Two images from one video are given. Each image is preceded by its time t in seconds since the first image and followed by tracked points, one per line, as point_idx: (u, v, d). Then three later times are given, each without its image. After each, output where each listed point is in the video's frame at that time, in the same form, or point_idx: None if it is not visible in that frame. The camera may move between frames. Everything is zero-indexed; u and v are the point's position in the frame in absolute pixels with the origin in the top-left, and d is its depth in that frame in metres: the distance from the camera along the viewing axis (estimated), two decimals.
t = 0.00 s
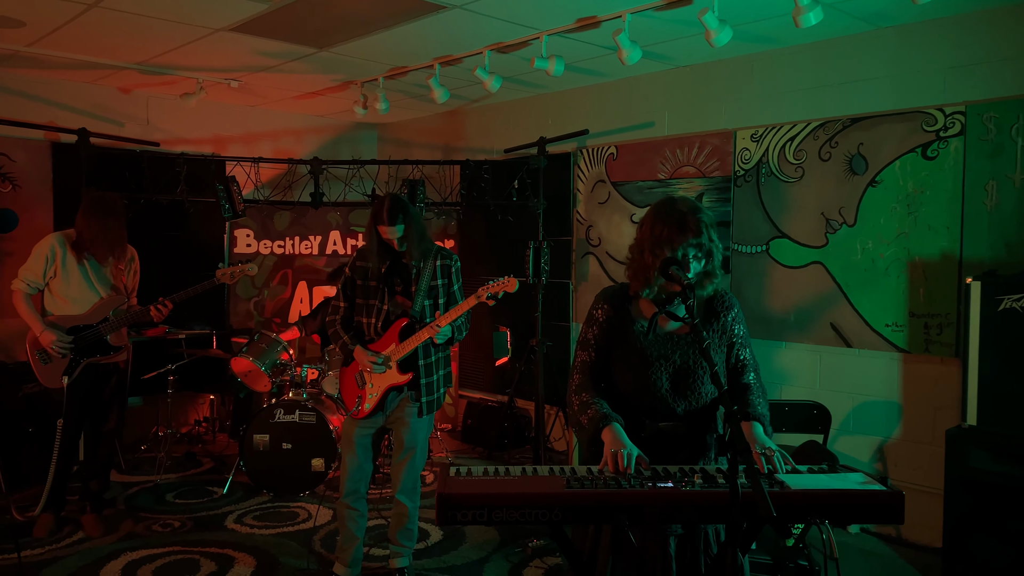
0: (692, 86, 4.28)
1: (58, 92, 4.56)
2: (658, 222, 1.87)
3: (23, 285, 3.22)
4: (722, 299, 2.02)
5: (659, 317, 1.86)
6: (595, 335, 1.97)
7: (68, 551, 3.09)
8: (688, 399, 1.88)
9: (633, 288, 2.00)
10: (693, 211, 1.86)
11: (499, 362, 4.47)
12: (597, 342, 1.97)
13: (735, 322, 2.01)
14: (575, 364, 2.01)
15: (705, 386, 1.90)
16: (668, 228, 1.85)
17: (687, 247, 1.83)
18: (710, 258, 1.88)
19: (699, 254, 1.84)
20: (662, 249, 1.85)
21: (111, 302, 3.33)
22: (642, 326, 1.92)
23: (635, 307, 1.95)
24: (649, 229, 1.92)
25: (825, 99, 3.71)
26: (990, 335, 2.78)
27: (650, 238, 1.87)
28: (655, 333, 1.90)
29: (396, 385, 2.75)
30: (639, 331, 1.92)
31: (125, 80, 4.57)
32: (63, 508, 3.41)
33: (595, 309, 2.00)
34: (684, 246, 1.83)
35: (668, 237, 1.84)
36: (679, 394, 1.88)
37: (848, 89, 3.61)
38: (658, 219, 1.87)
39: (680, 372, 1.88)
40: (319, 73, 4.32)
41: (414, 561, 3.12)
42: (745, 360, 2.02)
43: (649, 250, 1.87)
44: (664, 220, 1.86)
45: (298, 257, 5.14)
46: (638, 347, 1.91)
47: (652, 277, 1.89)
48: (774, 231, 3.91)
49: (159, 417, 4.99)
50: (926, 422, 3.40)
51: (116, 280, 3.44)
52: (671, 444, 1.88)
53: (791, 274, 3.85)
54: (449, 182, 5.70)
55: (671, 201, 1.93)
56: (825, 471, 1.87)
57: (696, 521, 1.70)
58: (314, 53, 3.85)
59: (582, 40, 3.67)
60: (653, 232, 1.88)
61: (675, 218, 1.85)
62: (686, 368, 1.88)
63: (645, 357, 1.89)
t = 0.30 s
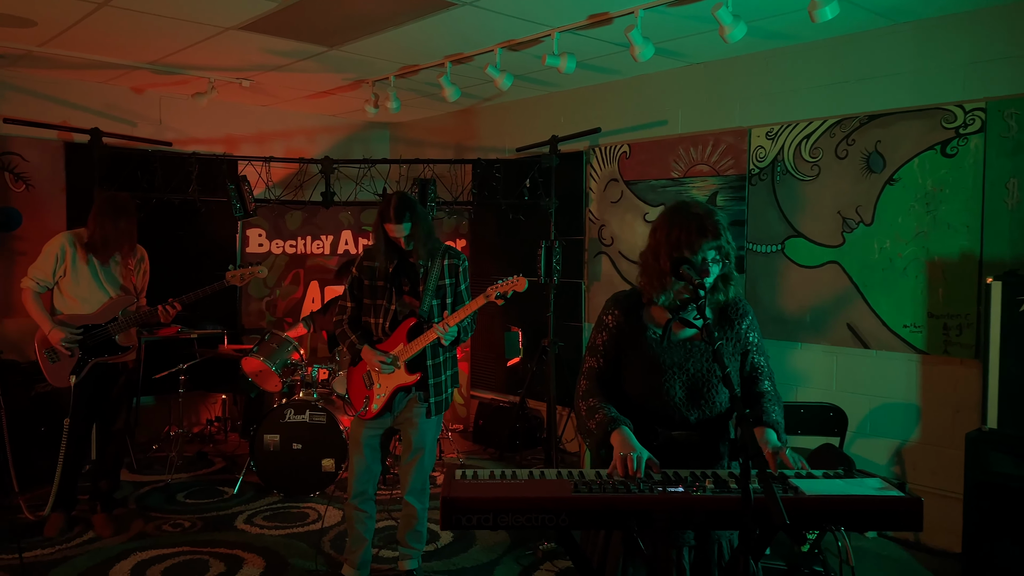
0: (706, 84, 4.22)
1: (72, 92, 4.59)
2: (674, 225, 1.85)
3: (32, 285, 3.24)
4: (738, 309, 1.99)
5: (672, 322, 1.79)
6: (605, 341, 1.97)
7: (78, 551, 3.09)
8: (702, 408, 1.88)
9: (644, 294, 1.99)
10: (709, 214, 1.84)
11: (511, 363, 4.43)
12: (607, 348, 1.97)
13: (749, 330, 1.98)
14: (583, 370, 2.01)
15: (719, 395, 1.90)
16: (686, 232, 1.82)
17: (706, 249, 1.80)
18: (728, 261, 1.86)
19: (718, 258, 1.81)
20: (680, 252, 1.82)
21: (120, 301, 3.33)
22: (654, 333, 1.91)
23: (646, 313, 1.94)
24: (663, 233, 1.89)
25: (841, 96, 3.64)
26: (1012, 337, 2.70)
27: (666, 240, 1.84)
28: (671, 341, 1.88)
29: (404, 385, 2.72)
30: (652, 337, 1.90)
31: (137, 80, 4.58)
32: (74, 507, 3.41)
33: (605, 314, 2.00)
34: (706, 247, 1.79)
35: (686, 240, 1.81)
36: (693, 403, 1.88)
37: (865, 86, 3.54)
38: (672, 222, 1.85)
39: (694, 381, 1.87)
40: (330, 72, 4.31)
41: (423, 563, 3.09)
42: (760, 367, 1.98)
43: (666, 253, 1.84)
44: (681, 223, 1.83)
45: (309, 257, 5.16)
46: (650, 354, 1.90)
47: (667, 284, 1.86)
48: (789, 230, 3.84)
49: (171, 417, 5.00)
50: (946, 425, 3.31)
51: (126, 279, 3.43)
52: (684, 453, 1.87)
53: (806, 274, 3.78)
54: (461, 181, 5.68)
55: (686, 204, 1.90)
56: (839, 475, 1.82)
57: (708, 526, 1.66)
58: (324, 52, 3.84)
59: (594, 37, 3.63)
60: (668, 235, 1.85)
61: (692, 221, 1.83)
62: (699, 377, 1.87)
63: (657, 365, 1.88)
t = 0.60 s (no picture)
0: (721, 82, 4.15)
1: (84, 92, 4.59)
2: (693, 229, 1.79)
3: (41, 285, 3.22)
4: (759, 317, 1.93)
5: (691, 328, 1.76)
6: (620, 350, 1.93)
7: (88, 553, 3.08)
8: (722, 418, 1.83)
9: (661, 301, 1.95)
10: (729, 216, 1.79)
11: (523, 364, 4.38)
12: (622, 356, 1.93)
13: (768, 337, 1.92)
14: (598, 379, 1.97)
15: (740, 404, 1.84)
16: (705, 235, 1.76)
17: (727, 251, 1.74)
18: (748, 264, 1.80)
19: (738, 259, 1.75)
20: (699, 253, 1.76)
21: (129, 302, 3.32)
22: (671, 340, 1.86)
23: (663, 320, 1.89)
24: (681, 236, 1.83)
25: (859, 94, 3.56)
26: None
27: (685, 242, 1.79)
28: (689, 348, 1.84)
29: (414, 388, 2.68)
30: (670, 345, 1.85)
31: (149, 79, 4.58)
32: (84, 508, 3.40)
33: (621, 322, 1.95)
34: (726, 249, 1.74)
35: (706, 241, 1.76)
36: (712, 412, 1.82)
37: (884, 84, 3.46)
38: (692, 226, 1.79)
39: (713, 390, 1.82)
40: (341, 71, 4.28)
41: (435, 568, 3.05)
42: (780, 376, 1.91)
43: (685, 257, 1.78)
44: (700, 226, 1.78)
45: (321, 257, 5.12)
46: (668, 362, 1.85)
47: (687, 287, 1.80)
48: (807, 231, 3.77)
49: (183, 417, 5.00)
50: (968, 430, 3.23)
51: (135, 280, 3.43)
52: (703, 463, 1.82)
53: (823, 276, 3.70)
54: (472, 180, 5.63)
55: (705, 207, 1.85)
56: (862, 485, 1.75)
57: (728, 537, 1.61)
58: (335, 50, 3.81)
59: (607, 34, 3.58)
60: (686, 238, 1.80)
61: (713, 224, 1.77)
62: (719, 387, 1.82)
63: (675, 374, 1.84)
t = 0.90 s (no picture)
0: (737, 80, 4.07)
1: (95, 93, 4.58)
2: (720, 226, 1.73)
3: (50, 288, 3.18)
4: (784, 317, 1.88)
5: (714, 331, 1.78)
6: (642, 350, 1.86)
7: (97, 558, 3.05)
8: (747, 423, 1.79)
9: (683, 300, 1.89)
10: (759, 214, 1.73)
11: (536, 367, 4.32)
12: (644, 357, 1.86)
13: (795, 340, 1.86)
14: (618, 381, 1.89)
15: (764, 409, 1.81)
16: (734, 234, 1.70)
17: (756, 250, 1.69)
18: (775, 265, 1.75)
19: (766, 260, 1.70)
20: (727, 252, 1.71)
21: (139, 304, 3.29)
22: (695, 341, 1.80)
23: (687, 319, 1.84)
24: (709, 233, 1.78)
25: (881, 92, 3.47)
26: None
27: (714, 239, 1.73)
28: (712, 348, 1.79)
29: (425, 393, 2.62)
30: (693, 347, 1.80)
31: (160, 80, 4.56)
32: (94, 512, 3.38)
33: (642, 322, 1.89)
34: (756, 248, 1.69)
35: (735, 241, 1.70)
36: (736, 418, 1.79)
37: (907, 81, 3.37)
38: (720, 221, 1.74)
39: (738, 394, 1.79)
40: (352, 71, 4.24)
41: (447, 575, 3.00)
42: (806, 382, 1.87)
43: (713, 253, 1.73)
44: (730, 223, 1.72)
45: (331, 258, 5.13)
46: (692, 364, 1.79)
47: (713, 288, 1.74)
48: (827, 232, 3.68)
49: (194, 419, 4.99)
50: (995, 437, 3.13)
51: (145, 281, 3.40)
52: (726, 470, 1.79)
53: (843, 278, 3.62)
54: (485, 181, 5.58)
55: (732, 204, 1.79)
56: (892, 499, 1.67)
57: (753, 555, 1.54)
58: (346, 50, 3.77)
59: (623, 32, 3.51)
60: (714, 236, 1.74)
61: (742, 219, 1.71)
62: (743, 391, 1.79)
63: (700, 377, 1.78)
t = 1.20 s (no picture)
0: (762, 75, 3.97)
1: (113, 92, 4.58)
2: (762, 209, 1.62)
3: (70, 286, 3.20)
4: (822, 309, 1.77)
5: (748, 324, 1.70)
6: (670, 345, 1.78)
7: (113, 560, 3.03)
8: (780, 421, 1.70)
9: (715, 291, 1.80)
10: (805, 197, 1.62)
11: (555, 368, 4.24)
12: (673, 353, 1.78)
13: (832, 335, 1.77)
14: (645, 378, 1.82)
15: (800, 407, 1.72)
16: (777, 216, 1.59)
17: (797, 233, 1.57)
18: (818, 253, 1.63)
19: (809, 244, 1.58)
20: (769, 235, 1.60)
21: (157, 304, 3.26)
22: (727, 335, 1.72)
23: (718, 312, 1.76)
24: (748, 217, 1.67)
25: (912, 86, 3.35)
26: None
27: (755, 223, 1.62)
28: (745, 342, 1.71)
29: (445, 395, 2.58)
30: (725, 340, 1.72)
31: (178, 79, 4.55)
32: (111, 513, 3.36)
33: (670, 316, 1.80)
34: (799, 230, 1.57)
35: (778, 221, 1.58)
36: (770, 416, 1.70)
37: (940, 75, 3.25)
38: (760, 205, 1.63)
39: (771, 390, 1.70)
40: (370, 68, 4.20)
41: None
42: (843, 379, 1.77)
43: (753, 237, 1.63)
44: (772, 206, 1.61)
45: (349, 258, 5.06)
46: (723, 359, 1.71)
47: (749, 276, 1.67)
48: (855, 231, 3.56)
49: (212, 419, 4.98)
50: None
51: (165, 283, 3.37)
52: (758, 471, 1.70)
53: (872, 278, 3.50)
54: (504, 179, 5.51)
55: (771, 189, 1.69)
56: (935, 510, 1.57)
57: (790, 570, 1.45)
58: (364, 47, 3.72)
59: (645, 26, 3.42)
60: (753, 221, 1.64)
61: (786, 202, 1.61)
62: (777, 388, 1.70)
63: (731, 373, 1.70)
